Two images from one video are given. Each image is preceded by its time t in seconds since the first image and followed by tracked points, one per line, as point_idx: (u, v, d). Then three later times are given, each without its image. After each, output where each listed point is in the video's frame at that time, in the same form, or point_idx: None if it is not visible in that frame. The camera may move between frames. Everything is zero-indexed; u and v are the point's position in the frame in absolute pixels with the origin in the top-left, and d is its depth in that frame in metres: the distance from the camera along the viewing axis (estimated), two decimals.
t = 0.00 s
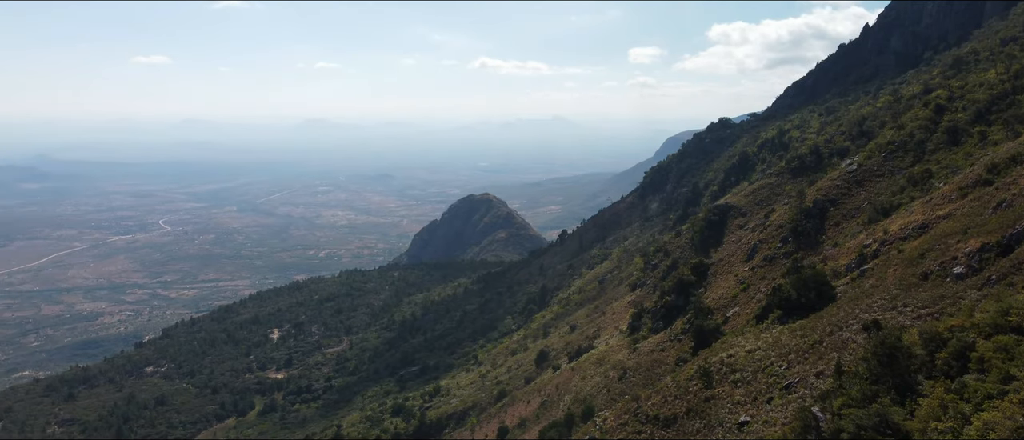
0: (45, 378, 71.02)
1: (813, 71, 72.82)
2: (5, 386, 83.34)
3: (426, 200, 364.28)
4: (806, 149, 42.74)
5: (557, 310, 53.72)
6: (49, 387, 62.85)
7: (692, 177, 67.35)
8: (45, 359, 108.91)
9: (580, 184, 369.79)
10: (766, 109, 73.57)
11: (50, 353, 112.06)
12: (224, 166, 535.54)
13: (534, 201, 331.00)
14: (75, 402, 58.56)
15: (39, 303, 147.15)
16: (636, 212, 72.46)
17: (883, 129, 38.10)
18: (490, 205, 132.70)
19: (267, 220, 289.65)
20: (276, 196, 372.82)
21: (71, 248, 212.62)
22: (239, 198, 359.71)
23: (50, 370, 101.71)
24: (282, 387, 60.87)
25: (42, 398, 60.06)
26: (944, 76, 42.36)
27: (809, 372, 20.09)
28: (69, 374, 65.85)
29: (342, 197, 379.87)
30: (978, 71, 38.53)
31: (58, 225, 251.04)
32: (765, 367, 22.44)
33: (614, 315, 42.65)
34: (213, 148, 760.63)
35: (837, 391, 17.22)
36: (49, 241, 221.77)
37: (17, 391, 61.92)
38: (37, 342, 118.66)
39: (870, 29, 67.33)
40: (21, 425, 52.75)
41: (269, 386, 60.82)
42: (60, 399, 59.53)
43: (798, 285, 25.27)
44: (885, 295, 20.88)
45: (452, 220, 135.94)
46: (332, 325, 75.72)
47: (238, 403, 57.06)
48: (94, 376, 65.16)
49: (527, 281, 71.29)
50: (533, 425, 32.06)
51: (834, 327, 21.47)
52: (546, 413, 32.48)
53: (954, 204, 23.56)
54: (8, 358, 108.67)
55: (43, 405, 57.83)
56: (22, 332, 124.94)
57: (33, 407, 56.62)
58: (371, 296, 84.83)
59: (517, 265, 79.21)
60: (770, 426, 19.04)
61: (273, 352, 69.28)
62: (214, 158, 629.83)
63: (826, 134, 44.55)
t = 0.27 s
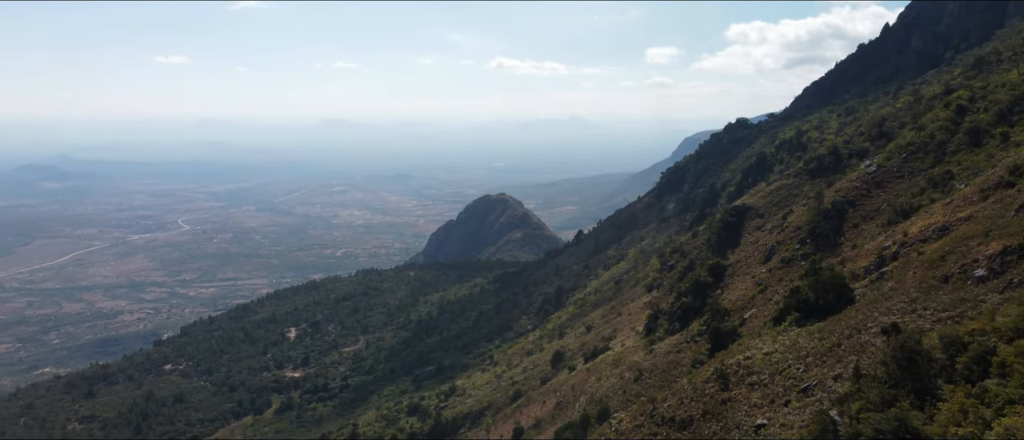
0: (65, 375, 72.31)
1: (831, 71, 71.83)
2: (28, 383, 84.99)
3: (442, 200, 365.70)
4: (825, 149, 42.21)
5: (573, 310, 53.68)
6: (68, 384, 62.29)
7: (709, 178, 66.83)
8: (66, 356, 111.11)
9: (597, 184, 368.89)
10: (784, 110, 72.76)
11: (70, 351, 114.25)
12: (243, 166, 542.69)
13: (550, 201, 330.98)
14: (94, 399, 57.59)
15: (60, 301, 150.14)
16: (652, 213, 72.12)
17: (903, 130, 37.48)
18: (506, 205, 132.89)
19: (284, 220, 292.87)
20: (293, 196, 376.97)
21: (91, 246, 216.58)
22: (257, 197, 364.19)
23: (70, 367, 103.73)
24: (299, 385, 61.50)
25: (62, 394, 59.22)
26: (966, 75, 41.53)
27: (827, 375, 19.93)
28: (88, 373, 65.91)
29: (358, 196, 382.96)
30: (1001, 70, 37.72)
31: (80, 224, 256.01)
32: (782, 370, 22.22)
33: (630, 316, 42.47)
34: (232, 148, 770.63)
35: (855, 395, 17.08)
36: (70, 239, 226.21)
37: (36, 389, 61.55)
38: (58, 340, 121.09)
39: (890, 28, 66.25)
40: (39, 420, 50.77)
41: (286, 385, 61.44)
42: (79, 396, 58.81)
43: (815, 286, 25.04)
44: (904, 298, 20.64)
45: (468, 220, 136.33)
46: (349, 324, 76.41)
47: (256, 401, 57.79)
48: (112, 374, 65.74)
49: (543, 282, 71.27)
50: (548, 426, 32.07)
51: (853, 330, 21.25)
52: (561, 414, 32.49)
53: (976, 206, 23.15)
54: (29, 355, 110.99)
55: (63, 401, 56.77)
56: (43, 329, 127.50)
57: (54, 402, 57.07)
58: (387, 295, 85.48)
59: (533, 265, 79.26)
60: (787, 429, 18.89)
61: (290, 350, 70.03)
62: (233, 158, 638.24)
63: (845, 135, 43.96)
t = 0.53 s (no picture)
0: (86, 372, 73.68)
1: (850, 71, 70.76)
2: (50, 379, 86.81)
3: (457, 200, 366.82)
4: (844, 150, 41.66)
5: (589, 311, 53.64)
6: (89, 381, 64.04)
7: (726, 178, 66.29)
8: (87, 353, 113.36)
9: (613, 185, 367.43)
10: (803, 110, 71.86)
11: (91, 348, 116.57)
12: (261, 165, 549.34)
13: (566, 201, 330.33)
14: (113, 396, 59.15)
15: (82, 298, 153.19)
16: (668, 213, 71.70)
17: (923, 130, 36.87)
18: (522, 205, 132.99)
19: (302, 219, 295.96)
20: (310, 195, 380.66)
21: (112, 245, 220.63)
22: (275, 197, 368.42)
23: (90, 364, 105.78)
24: (316, 384, 62.15)
25: (83, 391, 61.18)
26: (988, 75, 40.69)
27: (845, 378, 19.74)
28: (109, 369, 67.36)
29: (375, 196, 385.62)
30: None
31: (101, 223, 260.98)
32: (800, 372, 22.03)
33: (646, 317, 42.34)
34: (250, 148, 780.42)
35: (873, 399, 16.91)
36: (92, 238, 230.71)
37: (59, 385, 63.48)
38: (79, 337, 123.63)
39: (911, 28, 65.08)
40: (63, 418, 53.37)
41: (303, 384, 62.13)
42: (99, 392, 60.43)
43: (834, 289, 24.77)
44: (924, 301, 20.38)
45: (483, 220, 136.62)
46: (365, 324, 77.03)
47: (273, 400, 58.53)
48: (131, 371, 66.90)
49: (558, 282, 71.22)
50: (564, 427, 32.07)
51: (871, 332, 21.01)
52: (577, 415, 32.50)
53: (998, 208, 22.73)
54: (51, 352, 113.42)
55: (84, 398, 58.67)
56: (64, 327, 130.19)
57: (74, 399, 58.17)
58: (403, 295, 86.06)
59: (548, 265, 79.22)
60: (805, 432, 18.74)
61: (307, 349, 70.81)
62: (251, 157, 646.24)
63: (864, 135, 43.35)
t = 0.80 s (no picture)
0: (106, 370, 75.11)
1: (870, 70, 69.62)
2: (72, 376, 88.72)
3: (473, 200, 367.84)
4: (863, 151, 41.07)
5: (605, 312, 53.52)
6: (108, 378, 65.27)
7: (743, 179, 65.58)
8: (107, 351, 115.65)
9: (630, 185, 365.89)
10: (821, 111, 70.89)
11: (111, 346, 118.90)
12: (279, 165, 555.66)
13: (582, 201, 329.68)
14: (133, 393, 60.15)
15: (101, 297, 156.21)
16: (685, 214, 71.18)
17: (944, 131, 36.20)
18: (538, 205, 133.02)
19: (319, 219, 298.95)
20: (327, 195, 384.27)
21: (131, 243, 224.61)
22: (292, 196, 372.51)
23: (110, 362, 107.89)
24: (332, 383, 62.69)
25: (103, 389, 62.45)
26: (1012, 75, 39.80)
27: (864, 381, 19.56)
28: (128, 367, 68.62)
29: (391, 195, 388.18)
30: None
31: (122, 222, 265.86)
32: (818, 375, 21.85)
33: (662, 318, 42.15)
34: (268, 148, 790.21)
35: (891, 402, 16.78)
36: (112, 236, 234.97)
37: (79, 382, 64.86)
38: (99, 335, 126.06)
39: (932, 27, 63.89)
40: (83, 414, 54.60)
41: (320, 382, 62.82)
42: (120, 390, 61.57)
43: (852, 291, 24.52)
44: (944, 304, 20.12)
45: (499, 220, 136.84)
46: (381, 323, 77.64)
47: (289, 398, 59.25)
48: (150, 369, 68.09)
49: (574, 282, 71.12)
50: (579, 428, 32.08)
51: (890, 335, 20.78)
52: (592, 416, 32.52)
53: (1020, 210, 22.30)
54: (72, 349, 115.90)
55: (104, 396, 59.76)
56: (85, 325, 132.90)
57: (94, 396, 59.33)
58: (419, 295, 86.57)
59: (564, 265, 79.12)
60: (822, 435, 18.60)
61: (324, 348, 71.57)
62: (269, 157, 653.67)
63: (884, 136, 42.69)
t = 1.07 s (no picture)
0: (125, 367, 76.38)
1: (890, 70, 68.53)
2: (92, 374, 90.50)
3: (489, 200, 368.49)
4: (882, 152, 40.51)
5: (621, 313, 53.39)
6: (127, 376, 66.18)
7: (761, 180, 64.96)
8: (126, 348, 117.81)
9: (647, 185, 363.89)
10: (841, 111, 69.92)
11: (130, 343, 121.15)
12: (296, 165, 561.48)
13: (598, 202, 328.53)
14: (151, 391, 61.08)
15: (121, 295, 159.17)
16: (702, 215, 70.70)
17: (965, 132, 35.58)
18: (554, 205, 132.97)
19: (335, 218, 301.60)
20: (344, 194, 387.40)
21: (151, 242, 228.47)
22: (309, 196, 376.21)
23: (129, 359, 109.90)
24: (348, 382, 63.27)
25: (123, 386, 63.34)
26: None
27: (882, 385, 19.38)
28: (147, 365, 69.74)
29: (408, 195, 390.32)
30: None
31: (141, 221, 270.59)
32: (836, 377, 21.68)
33: (678, 319, 41.95)
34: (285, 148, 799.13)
35: (911, 407, 16.62)
36: (132, 235, 239.22)
37: (99, 380, 65.83)
38: (119, 332, 128.46)
39: (954, 27, 62.75)
40: (103, 411, 55.10)
41: (336, 381, 63.46)
42: (139, 387, 62.53)
43: (871, 293, 24.25)
44: (965, 307, 19.87)
45: (515, 220, 136.93)
46: (397, 322, 78.17)
47: (306, 397, 59.96)
48: (168, 367, 69.16)
49: (590, 283, 70.96)
50: (595, 429, 32.10)
51: (910, 338, 20.56)
52: (608, 417, 32.49)
53: None
54: (92, 347, 118.23)
55: (123, 393, 60.67)
56: (105, 322, 135.52)
57: (114, 393, 60.39)
58: (435, 294, 87.04)
59: (580, 266, 79.01)
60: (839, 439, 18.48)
61: (340, 347, 72.29)
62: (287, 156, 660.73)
63: (904, 136, 42.05)
